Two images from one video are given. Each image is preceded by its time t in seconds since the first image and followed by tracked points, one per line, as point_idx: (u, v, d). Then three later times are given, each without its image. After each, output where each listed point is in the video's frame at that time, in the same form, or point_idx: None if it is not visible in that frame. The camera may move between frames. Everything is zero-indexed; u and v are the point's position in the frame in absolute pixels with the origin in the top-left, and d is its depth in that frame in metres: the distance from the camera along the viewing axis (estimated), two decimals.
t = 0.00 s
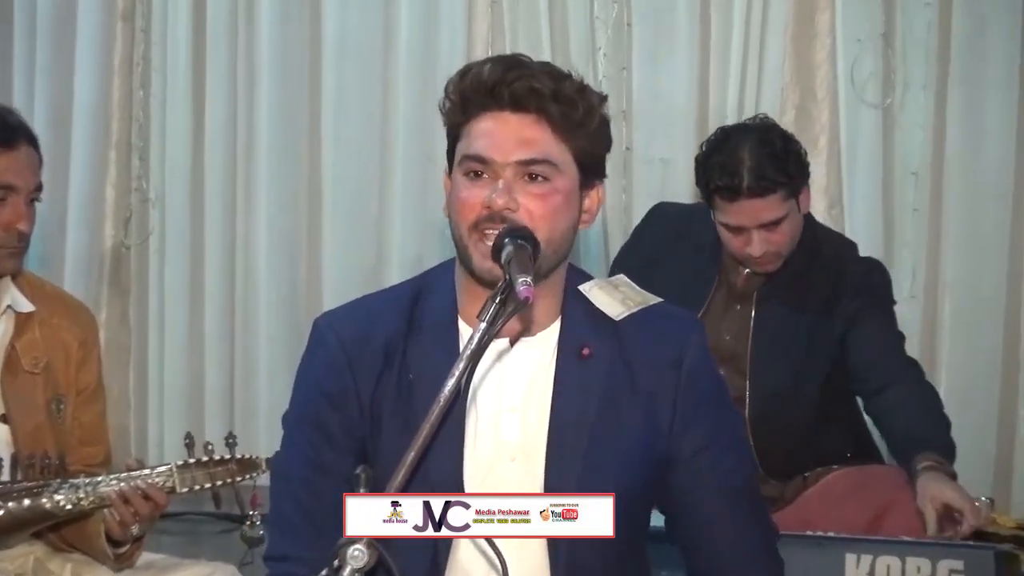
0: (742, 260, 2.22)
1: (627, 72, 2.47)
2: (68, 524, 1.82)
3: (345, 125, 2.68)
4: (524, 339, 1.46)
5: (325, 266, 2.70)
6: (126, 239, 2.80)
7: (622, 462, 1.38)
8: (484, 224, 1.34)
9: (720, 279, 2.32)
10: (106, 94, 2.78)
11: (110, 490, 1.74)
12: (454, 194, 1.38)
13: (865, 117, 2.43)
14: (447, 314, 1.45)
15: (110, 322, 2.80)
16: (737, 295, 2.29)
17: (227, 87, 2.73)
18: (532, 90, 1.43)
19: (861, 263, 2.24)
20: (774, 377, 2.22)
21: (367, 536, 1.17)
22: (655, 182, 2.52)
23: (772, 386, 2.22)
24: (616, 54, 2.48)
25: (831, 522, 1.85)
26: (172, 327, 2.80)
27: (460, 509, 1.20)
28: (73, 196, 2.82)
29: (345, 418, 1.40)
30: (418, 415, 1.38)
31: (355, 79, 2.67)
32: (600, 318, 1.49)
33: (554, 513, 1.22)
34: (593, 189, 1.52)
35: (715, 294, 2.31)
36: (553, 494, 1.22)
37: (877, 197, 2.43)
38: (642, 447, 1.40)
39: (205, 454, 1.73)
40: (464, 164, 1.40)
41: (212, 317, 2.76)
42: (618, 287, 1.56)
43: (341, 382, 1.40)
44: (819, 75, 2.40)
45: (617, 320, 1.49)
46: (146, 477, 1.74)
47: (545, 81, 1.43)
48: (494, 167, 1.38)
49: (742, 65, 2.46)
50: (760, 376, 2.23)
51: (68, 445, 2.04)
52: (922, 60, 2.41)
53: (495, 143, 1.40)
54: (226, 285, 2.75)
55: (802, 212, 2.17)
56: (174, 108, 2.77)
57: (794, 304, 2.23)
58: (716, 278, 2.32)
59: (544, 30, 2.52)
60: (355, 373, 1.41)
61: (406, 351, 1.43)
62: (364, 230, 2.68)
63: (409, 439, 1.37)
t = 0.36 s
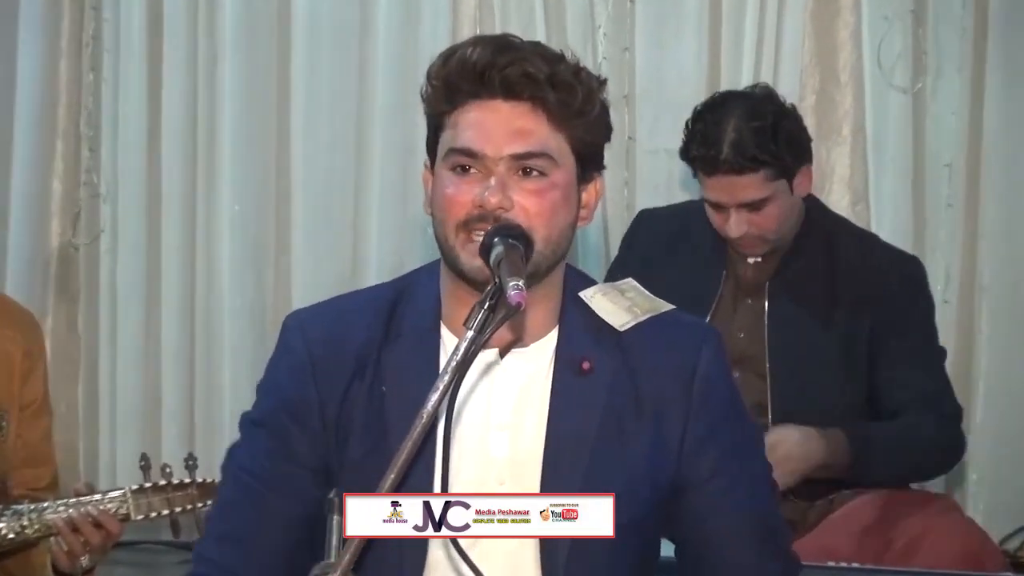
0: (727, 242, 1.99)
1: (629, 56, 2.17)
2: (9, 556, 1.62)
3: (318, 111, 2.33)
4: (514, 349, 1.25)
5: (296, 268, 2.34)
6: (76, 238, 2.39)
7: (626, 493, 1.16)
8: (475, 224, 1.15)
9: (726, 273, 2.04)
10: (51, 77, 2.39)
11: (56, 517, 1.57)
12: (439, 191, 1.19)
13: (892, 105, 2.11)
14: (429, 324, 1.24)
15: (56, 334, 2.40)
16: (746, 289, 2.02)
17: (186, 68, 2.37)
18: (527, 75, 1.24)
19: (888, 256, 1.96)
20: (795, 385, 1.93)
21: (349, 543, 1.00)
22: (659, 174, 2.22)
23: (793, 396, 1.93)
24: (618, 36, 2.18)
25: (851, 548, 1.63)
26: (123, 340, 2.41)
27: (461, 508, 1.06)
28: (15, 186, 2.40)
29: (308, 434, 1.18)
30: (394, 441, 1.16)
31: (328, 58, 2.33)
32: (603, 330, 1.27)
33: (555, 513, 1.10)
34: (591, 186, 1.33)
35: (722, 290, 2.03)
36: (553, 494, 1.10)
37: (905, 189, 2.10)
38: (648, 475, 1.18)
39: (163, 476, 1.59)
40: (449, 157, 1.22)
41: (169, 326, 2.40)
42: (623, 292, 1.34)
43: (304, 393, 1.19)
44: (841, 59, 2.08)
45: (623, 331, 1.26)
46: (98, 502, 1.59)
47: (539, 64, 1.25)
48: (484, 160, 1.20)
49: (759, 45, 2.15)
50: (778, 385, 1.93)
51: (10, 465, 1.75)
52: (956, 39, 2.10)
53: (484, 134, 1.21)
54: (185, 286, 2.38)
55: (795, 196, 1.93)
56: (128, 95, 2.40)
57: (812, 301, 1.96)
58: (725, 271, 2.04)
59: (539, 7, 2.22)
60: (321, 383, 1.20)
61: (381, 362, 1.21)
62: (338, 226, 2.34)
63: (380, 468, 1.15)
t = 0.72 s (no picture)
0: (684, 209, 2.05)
1: (630, 58, 2.15)
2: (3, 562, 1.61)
3: (316, 112, 2.31)
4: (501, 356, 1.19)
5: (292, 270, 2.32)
6: (67, 241, 2.38)
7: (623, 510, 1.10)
8: (476, 228, 1.11)
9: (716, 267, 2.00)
10: (43, 78, 2.36)
11: (48, 526, 1.54)
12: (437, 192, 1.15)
13: (897, 107, 2.08)
14: (415, 331, 1.20)
15: (49, 337, 2.39)
16: (739, 282, 1.97)
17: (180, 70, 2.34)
18: (532, 77, 1.20)
19: (883, 249, 1.88)
20: (785, 386, 1.88)
21: (346, 551, 0.95)
22: (660, 176, 2.19)
23: (785, 398, 1.88)
24: (619, 37, 2.15)
25: (860, 555, 1.61)
26: (117, 342, 2.39)
27: (460, 509, 1.02)
28: (7, 187, 2.37)
29: (275, 430, 1.15)
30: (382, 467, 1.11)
31: (325, 60, 2.30)
32: (599, 341, 1.20)
33: (556, 513, 1.05)
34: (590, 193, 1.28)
35: (713, 284, 1.99)
36: (553, 494, 1.06)
37: (910, 191, 2.08)
38: (645, 491, 1.12)
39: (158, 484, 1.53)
40: (447, 158, 1.18)
41: (162, 329, 2.37)
42: (624, 302, 1.27)
43: (279, 386, 1.16)
44: (846, 60, 2.05)
45: (619, 342, 1.20)
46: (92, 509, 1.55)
47: (544, 67, 1.21)
48: (483, 161, 1.16)
49: (761, 46, 2.12)
50: (769, 387, 1.88)
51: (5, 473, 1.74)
52: (963, 43, 2.06)
53: (485, 135, 1.18)
54: (181, 289, 2.37)
55: (739, 190, 1.93)
56: (122, 95, 2.36)
57: (802, 297, 1.89)
58: (715, 264, 2.00)
59: (538, 8, 2.19)
60: (299, 377, 1.17)
61: (364, 362, 1.18)
62: (333, 227, 2.32)
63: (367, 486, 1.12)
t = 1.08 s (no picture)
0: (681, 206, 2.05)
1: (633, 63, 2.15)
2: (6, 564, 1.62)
3: (318, 114, 2.31)
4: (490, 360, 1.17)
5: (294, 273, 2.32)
6: (70, 245, 2.40)
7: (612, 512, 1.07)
8: (476, 225, 1.10)
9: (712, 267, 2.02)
10: (44, 82, 2.37)
11: (50, 529, 1.55)
12: (435, 190, 1.14)
13: (899, 110, 2.08)
14: (404, 334, 1.19)
15: (51, 340, 2.40)
16: (733, 280, 1.98)
17: (182, 73, 2.35)
18: (532, 76, 1.20)
19: (877, 249, 1.88)
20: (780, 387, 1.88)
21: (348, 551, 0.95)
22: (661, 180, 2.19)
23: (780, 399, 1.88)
24: (621, 41, 2.16)
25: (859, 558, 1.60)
26: (119, 345, 2.40)
27: (461, 508, 1.03)
28: (9, 190, 2.38)
29: (258, 427, 1.17)
30: (372, 470, 1.10)
31: (326, 63, 2.30)
32: (587, 346, 1.17)
33: (557, 514, 1.06)
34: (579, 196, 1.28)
35: (709, 282, 2.01)
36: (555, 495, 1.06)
37: (912, 197, 2.07)
38: (633, 494, 1.09)
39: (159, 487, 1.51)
40: (445, 155, 1.17)
41: (164, 332, 2.38)
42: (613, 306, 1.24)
43: (263, 389, 1.18)
44: (848, 63, 2.05)
45: (607, 346, 1.17)
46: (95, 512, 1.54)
47: (543, 67, 1.22)
48: (482, 158, 1.15)
49: (764, 50, 2.12)
50: (762, 386, 1.89)
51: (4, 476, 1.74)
52: (965, 47, 2.05)
53: (485, 132, 1.17)
54: (182, 292, 2.37)
55: (729, 183, 1.94)
56: (124, 98, 2.36)
57: (793, 295, 1.90)
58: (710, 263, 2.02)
59: (539, 12, 2.19)
60: (284, 381, 1.18)
61: (351, 363, 1.17)
62: (334, 231, 2.32)
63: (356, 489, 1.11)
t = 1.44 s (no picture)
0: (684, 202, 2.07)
1: (637, 61, 2.15)
2: (12, 563, 1.61)
3: (322, 113, 2.31)
4: (499, 353, 1.16)
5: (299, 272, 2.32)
6: (74, 244, 2.40)
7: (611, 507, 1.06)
8: (479, 220, 1.10)
9: (715, 262, 2.02)
10: (49, 80, 2.37)
11: (56, 527, 1.55)
12: (437, 189, 1.14)
13: (903, 109, 2.08)
14: (406, 331, 1.19)
15: (56, 339, 2.40)
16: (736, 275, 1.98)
17: (186, 71, 2.35)
18: (529, 71, 1.20)
19: (883, 246, 1.87)
20: (784, 386, 1.88)
21: (355, 549, 0.96)
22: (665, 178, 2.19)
23: (784, 398, 1.88)
24: (626, 40, 2.16)
25: (867, 557, 1.61)
26: (124, 344, 2.39)
27: (460, 508, 1.02)
28: (14, 190, 2.38)
29: (267, 430, 1.17)
30: (377, 467, 1.10)
31: (331, 62, 2.30)
32: (591, 339, 1.16)
33: (556, 514, 1.04)
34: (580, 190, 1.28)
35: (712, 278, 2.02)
36: (552, 495, 1.04)
37: (917, 196, 2.07)
38: (634, 490, 1.08)
39: (163, 486, 1.53)
40: (446, 154, 1.17)
41: (169, 331, 2.38)
42: (618, 300, 1.22)
43: (269, 391, 1.18)
44: (853, 61, 2.05)
45: (612, 340, 1.15)
46: (99, 512, 1.55)
47: (539, 61, 1.22)
48: (482, 154, 1.16)
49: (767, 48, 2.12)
50: (767, 385, 1.89)
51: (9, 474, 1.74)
52: (969, 45, 2.05)
53: (485, 130, 1.17)
54: (186, 291, 2.37)
55: (734, 178, 1.96)
56: (128, 96, 2.36)
57: (796, 291, 1.90)
58: (710, 258, 2.03)
59: (543, 10, 2.19)
60: (288, 380, 1.18)
61: (355, 361, 1.17)
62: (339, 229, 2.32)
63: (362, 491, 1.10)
